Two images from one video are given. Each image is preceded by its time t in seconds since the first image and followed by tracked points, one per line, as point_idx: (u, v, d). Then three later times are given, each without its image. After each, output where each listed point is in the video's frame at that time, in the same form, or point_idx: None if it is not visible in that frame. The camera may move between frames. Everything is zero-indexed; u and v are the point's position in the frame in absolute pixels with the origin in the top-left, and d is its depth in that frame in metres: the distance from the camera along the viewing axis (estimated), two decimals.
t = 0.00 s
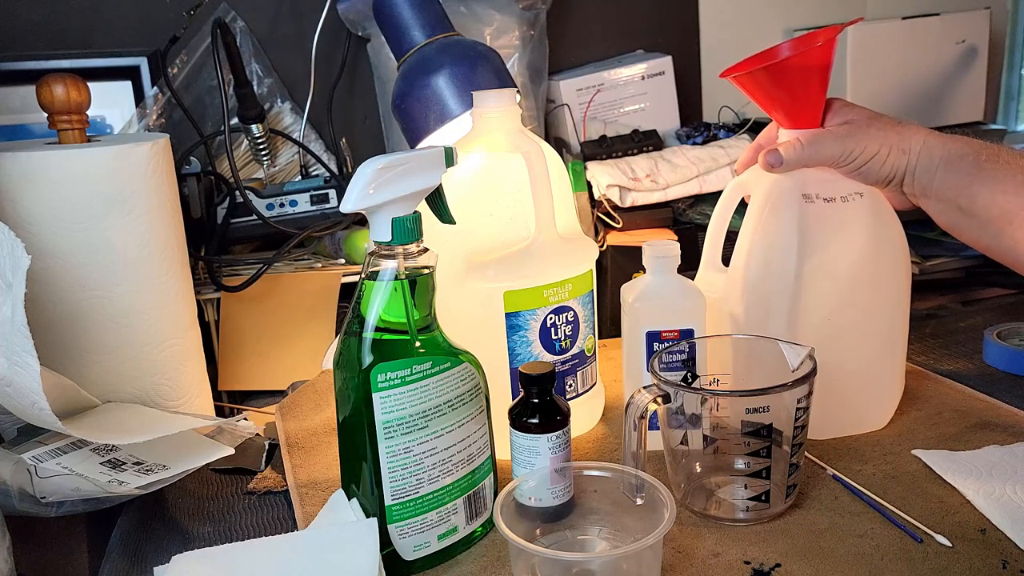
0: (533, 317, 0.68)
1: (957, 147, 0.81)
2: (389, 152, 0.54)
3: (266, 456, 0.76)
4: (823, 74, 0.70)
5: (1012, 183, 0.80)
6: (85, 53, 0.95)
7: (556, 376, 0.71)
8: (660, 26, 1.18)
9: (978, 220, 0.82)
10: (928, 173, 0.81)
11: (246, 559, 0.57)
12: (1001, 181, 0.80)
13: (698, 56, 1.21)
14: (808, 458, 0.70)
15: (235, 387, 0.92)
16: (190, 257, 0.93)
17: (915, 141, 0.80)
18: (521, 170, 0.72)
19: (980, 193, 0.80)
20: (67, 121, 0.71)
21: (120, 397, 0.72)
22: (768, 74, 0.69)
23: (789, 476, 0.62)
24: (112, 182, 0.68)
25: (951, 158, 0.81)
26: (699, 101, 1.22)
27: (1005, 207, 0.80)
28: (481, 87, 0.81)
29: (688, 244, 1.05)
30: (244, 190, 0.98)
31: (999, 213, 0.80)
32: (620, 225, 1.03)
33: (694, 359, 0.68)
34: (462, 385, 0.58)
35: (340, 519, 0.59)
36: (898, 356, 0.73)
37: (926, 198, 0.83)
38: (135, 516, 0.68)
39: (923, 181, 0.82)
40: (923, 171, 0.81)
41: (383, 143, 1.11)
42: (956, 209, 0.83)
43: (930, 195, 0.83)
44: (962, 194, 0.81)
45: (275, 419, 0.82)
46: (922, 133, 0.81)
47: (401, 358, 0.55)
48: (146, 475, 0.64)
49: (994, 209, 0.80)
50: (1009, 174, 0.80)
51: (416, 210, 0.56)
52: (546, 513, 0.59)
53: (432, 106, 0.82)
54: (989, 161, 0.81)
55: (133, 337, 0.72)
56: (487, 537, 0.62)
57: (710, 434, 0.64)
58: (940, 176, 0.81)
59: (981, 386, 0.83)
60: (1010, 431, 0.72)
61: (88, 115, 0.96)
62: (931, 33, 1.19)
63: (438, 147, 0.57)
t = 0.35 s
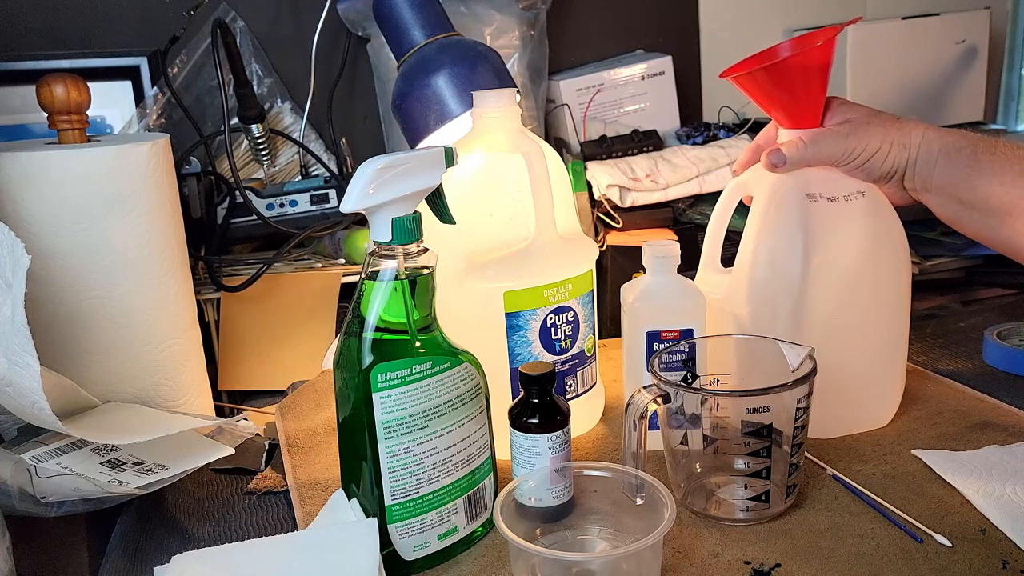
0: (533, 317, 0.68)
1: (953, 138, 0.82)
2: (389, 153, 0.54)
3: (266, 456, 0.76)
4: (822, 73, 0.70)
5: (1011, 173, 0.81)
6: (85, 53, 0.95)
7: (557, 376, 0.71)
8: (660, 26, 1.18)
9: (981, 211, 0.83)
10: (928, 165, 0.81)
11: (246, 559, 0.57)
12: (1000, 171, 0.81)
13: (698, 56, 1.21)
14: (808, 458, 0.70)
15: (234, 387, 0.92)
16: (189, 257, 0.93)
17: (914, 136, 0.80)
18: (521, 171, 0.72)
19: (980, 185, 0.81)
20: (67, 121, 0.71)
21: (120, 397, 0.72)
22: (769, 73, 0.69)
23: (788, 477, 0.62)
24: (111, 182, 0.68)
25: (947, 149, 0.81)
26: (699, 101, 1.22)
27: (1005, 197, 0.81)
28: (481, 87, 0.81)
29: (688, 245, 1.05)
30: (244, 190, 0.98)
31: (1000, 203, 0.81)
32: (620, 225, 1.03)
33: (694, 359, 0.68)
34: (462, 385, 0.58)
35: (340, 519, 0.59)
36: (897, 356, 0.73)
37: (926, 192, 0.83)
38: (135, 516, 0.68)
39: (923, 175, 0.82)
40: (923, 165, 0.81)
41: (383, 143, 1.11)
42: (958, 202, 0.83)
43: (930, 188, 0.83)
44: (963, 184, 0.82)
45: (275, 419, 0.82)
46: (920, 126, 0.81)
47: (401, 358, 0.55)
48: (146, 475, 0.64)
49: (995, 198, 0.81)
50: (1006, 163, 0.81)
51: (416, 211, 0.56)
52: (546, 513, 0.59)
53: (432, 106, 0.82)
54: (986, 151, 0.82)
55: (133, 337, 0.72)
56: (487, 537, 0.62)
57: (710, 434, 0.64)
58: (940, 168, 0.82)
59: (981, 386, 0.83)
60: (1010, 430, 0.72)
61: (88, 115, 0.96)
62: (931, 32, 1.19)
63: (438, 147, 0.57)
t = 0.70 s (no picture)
0: (533, 317, 0.68)
1: (952, 138, 0.82)
2: (389, 153, 0.54)
3: (266, 456, 0.76)
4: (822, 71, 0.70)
5: (1007, 173, 0.80)
6: (85, 53, 0.95)
7: (556, 376, 0.71)
8: (660, 26, 1.18)
9: (977, 211, 0.83)
10: (927, 166, 0.82)
11: (246, 559, 0.57)
12: (997, 171, 0.81)
13: (698, 56, 1.21)
14: (808, 458, 0.70)
15: (234, 387, 0.92)
16: (190, 257, 0.93)
17: (915, 135, 0.81)
18: (521, 171, 0.72)
19: (978, 185, 0.81)
20: (67, 120, 0.71)
21: (120, 397, 0.72)
22: (767, 70, 0.69)
23: (789, 477, 0.62)
24: (111, 182, 0.68)
25: (946, 149, 0.82)
26: (699, 101, 1.22)
27: (1000, 198, 0.80)
28: (481, 87, 0.81)
29: (688, 245, 1.05)
30: (244, 190, 0.98)
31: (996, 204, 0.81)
32: (620, 225, 1.03)
33: (694, 359, 0.68)
34: (462, 385, 0.58)
35: (340, 519, 0.59)
36: (897, 356, 0.73)
37: (926, 192, 0.84)
38: (134, 516, 0.68)
39: (922, 176, 0.82)
40: (922, 166, 0.82)
41: (383, 143, 1.11)
42: (956, 203, 0.83)
43: (928, 189, 0.83)
44: (960, 184, 0.82)
45: (275, 419, 0.82)
46: (920, 126, 0.82)
47: (401, 358, 0.55)
48: (146, 475, 0.64)
49: (991, 198, 0.81)
50: (1002, 164, 0.81)
51: (416, 211, 0.56)
52: (546, 513, 0.59)
53: (432, 106, 0.82)
54: (983, 150, 0.82)
55: (133, 337, 0.72)
56: (487, 537, 0.62)
57: (710, 434, 0.64)
58: (937, 169, 0.82)
59: (981, 386, 0.83)
60: (1010, 431, 0.72)
61: (88, 115, 0.96)
62: (931, 32, 1.19)
63: (439, 147, 0.57)
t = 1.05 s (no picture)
0: (533, 317, 0.68)
1: (953, 141, 0.82)
2: (389, 152, 0.54)
3: (266, 456, 0.76)
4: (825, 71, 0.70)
5: (1008, 177, 0.80)
6: (85, 54, 0.95)
7: (556, 376, 0.71)
8: (660, 27, 1.18)
9: (977, 215, 0.82)
10: (928, 169, 0.82)
11: (246, 559, 0.57)
12: (997, 175, 0.81)
13: (698, 56, 1.21)
14: (808, 458, 0.70)
15: (234, 388, 0.92)
16: (190, 257, 0.93)
17: (915, 138, 0.81)
18: (521, 171, 0.72)
19: (979, 188, 0.81)
20: (67, 121, 0.71)
21: (120, 397, 0.72)
22: (768, 67, 0.69)
23: (789, 476, 0.62)
24: (112, 182, 0.68)
25: (947, 153, 0.82)
26: (699, 101, 1.22)
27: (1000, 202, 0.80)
28: (481, 87, 0.81)
29: (687, 245, 1.05)
30: (244, 190, 0.98)
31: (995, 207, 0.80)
32: (620, 225, 1.03)
33: (694, 359, 0.68)
34: (462, 385, 0.58)
35: (340, 519, 0.59)
36: (897, 356, 0.73)
37: (925, 195, 0.84)
38: (135, 516, 0.68)
39: (922, 179, 0.83)
40: (922, 168, 0.82)
41: (383, 143, 1.11)
42: (955, 205, 0.83)
43: (928, 191, 0.83)
44: (960, 187, 0.81)
45: (275, 419, 0.82)
46: (920, 129, 0.82)
47: (401, 358, 0.55)
48: (146, 475, 0.64)
49: (991, 202, 0.81)
50: (1003, 168, 0.81)
51: (416, 210, 0.56)
52: (546, 513, 0.59)
53: (432, 105, 0.82)
54: (984, 154, 0.82)
55: (133, 337, 0.72)
56: (487, 537, 0.62)
57: (710, 434, 0.64)
58: (937, 172, 0.82)
59: (981, 386, 0.83)
60: (1010, 431, 0.72)
61: (88, 115, 0.96)
62: (930, 32, 1.19)
63: (439, 147, 0.57)
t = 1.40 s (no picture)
0: (533, 317, 0.68)
1: (952, 141, 0.82)
2: (389, 152, 0.54)
3: (266, 456, 0.76)
4: (825, 70, 0.70)
5: (1007, 176, 0.80)
6: (85, 53, 0.95)
7: (556, 376, 0.71)
8: (660, 27, 1.18)
9: (976, 215, 0.82)
10: (927, 168, 0.82)
11: (246, 559, 0.57)
12: (996, 175, 0.80)
13: (698, 56, 1.21)
14: (808, 458, 0.70)
15: (234, 388, 0.92)
16: (190, 257, 0.93)
17: (915, 137, 0.82)
18: (521, 171, 0.72)
19: (978, 188, 0.81)
20: (67, 121, 0.71)
21: (120, 397, 0.72)
22: (768, 66, 0.69)
23: (789, 476, 0.62)
24: (112, 182, 0.68)
25: (947, 152, 0.82)
26: (699, 101, 1.22)
27: (998, 202, 0.80)
28: (481, 87, 0.81)
29: (687, 245, 1.05)
30: (244, 190, 0.98)
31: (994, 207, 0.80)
32: (620, 225, 1.03)
33: (694, 359, 0.68)
34: (462, 385, 0.58)
35: (340, 519, 0.59)
36: (897, 355, 0.73)
37: (925, 194, 0.84)
38: (135, 516, 0.68)
39: (922, 178, 0.83)
40: (922, 167, 0.82)
41: (383, 143, 1.11)
42: (955, 205, 0.83)
43: (928, 191, 0.83)
44: (959, 187, 0.82)
45: (275, 419, 0.82)
46: (920, 128, 0.83)
47: (401, 358, 0.55)
48: (146, 475, 0.64)
49: (991, 202, 0.80)
50: (1002, 168, 0.81)
51: (416, 211, 0.56)
52: (546, 513, 0.59)
53: (432, 105, 0.82)
54: (984, 154, 0.82)
55: (133, 337, 0.72)
56: (487, 537, 0.62)
57: (710, 434, 0.64)
58: (937, 171, 0.82)
59: (981, 386, 0.83)
60: (1009, 431, 0.72)
61: (88, 115, 0.96)
62: (930, 32, 1.19)
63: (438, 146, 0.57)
